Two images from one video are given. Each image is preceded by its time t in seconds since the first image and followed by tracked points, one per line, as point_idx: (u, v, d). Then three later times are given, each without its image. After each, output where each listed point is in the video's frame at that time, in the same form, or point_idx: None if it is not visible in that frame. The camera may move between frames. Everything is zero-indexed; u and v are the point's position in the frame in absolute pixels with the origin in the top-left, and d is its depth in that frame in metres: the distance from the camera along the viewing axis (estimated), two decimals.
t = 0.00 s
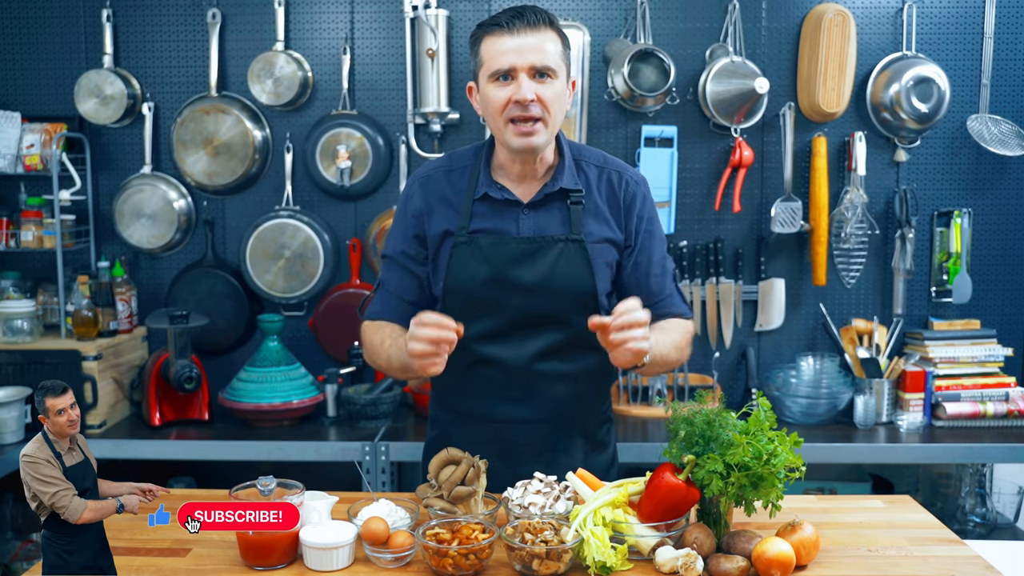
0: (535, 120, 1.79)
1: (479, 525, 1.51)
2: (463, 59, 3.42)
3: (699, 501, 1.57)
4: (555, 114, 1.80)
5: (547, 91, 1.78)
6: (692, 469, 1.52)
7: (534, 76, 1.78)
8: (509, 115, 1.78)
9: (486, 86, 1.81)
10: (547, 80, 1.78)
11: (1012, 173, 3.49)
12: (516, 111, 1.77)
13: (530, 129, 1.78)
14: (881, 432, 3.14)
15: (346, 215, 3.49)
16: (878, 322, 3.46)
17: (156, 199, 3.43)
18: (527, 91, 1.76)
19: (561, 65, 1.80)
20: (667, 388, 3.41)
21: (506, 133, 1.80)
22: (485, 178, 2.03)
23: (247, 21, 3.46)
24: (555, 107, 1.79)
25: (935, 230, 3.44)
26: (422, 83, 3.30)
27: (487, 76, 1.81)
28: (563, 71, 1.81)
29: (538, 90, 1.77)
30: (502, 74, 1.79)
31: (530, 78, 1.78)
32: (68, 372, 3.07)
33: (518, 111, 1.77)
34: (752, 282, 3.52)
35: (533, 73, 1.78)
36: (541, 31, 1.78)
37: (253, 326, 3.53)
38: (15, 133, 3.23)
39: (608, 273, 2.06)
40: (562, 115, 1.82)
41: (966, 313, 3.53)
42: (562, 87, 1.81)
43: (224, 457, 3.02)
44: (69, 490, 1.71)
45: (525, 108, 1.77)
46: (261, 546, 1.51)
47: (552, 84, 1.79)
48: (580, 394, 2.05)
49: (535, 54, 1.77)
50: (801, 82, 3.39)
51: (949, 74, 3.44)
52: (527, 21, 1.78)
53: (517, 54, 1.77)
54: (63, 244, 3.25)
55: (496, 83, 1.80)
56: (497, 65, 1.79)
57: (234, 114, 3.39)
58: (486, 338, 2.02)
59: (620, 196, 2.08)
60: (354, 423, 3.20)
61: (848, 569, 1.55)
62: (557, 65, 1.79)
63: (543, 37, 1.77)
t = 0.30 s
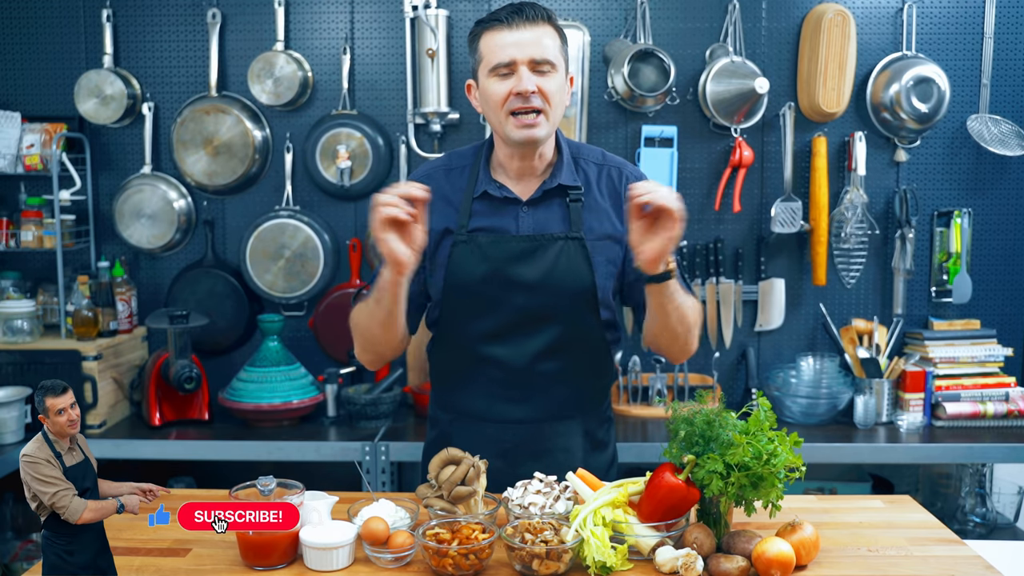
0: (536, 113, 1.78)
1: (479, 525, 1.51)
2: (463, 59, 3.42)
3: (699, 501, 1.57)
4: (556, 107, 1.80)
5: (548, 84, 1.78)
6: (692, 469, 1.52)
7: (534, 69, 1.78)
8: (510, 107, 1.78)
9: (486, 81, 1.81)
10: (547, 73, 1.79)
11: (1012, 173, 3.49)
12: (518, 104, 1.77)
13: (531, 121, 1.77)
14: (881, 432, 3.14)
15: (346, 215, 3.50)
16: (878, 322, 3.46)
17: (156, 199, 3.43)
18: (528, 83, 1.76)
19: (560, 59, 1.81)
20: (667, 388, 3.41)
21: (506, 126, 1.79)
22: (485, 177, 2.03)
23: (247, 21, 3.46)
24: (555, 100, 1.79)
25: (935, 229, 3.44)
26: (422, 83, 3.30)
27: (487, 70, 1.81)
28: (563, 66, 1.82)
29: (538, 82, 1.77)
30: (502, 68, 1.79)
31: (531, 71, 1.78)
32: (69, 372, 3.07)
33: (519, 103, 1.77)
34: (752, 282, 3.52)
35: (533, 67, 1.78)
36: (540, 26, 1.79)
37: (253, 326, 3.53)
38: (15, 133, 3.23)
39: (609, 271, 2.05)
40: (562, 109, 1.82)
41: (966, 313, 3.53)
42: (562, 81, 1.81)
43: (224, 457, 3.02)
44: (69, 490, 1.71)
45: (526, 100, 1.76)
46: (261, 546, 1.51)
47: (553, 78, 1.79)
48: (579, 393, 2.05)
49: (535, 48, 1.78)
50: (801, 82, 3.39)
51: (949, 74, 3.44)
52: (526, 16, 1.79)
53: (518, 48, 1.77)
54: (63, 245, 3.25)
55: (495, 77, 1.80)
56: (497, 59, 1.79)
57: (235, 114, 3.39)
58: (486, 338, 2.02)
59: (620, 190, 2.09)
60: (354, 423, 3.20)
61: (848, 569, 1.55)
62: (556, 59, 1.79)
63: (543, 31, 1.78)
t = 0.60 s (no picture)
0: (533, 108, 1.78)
1: (479, 525, 1.51)
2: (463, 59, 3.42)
3: (699, 501, 1.57)
4: (553, 102, 1.80)
5: (545, 80, 1.78)
6: (692, 469, 1.52)
7: (531, 65, 1.78)
8: (507, 103, 1.78)
9: (483, 77, 1.81)
10: (544, 69, 1.79)
11: (1012, 173, 3.49)
12: (514, 99, 1.77)
13: (527, 115, 1.77)
14: (881, 432, 3.14)
15: (346, 215, 3.50)
16: (878, 322, 3.46)
17: (156, 199, 3.43)
18: (525, 78, 1.76)
19: (557, 56, 1.81)
20: (667, 388, 3.41)
21: (504, 121, 1.79)
22: (485, 175, 2.03)
23: (247, 21, 3.46)
24: (553, 95, 1.79)
25: (935, 229, 3.44)
26: (422, 83, 3.30)
27: (484, 68, 1.81)
28: (560, 62, 1.82)
29: (535, 78, 1.77)
30: (499, 65, 1.79)
31: (527, 67, 1.78)
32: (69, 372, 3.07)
33: (516, 98, 1.77)
34: (752, 282, 3.52)
35: (530, 63, 1.78)
36: (536, 23, 1.79)
37: (253, 326, 3.53)
38: (15, 133, 3.23)
39: (610, 269, 2.05)
40: (560, 105, 1.82)
41: (966, 313, 3.53)
42: (559, 77, 1.81)
43: (224, 457, 3.02)
44: (69, 490, 1.71)
45: (522, 95, 1.76)
46: (261, 546, 1.51)
47: (550, 74, 1.79)
48: (580, 393, 2.05)
49: (532, 44, 1.78)
50: (801, 82, 3.39)
51: (949, 74, 3.44)
52: (523, 14, 1.80)
53: (515, 45, 1.78)
54: (63, 245, 3.25)
55: (492, 74, 1.80)
56: (494, 56, 1.79)
57: (234, 114, 3.39)
58: (487, 338, 2.02)
59: (620, 190, 2.08)
60: (354, 423, 3.20)
61: (848, 569, 1.55)
62: (553, 56, 1.79)
63: (539, 28, 1.78)
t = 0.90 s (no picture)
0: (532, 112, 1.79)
1: (479, 525, 1.51)
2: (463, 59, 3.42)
3: (699, 501, 1.57)
4: (550, 103, 1.80)
5: (539, 83, 1.78)
6: (692, 469, 1.52)
7: (523, 70, 1.78)
8: (506, 112, 1.78)
9: (478, 88, 1.81)
10: (536, 72, 1.79)
11: (1012, 173, 3.49)
12: (513, 107, 1.77)
13: (528, 121, 1.78)
14: (881, 432, 3.14)
15: (346, 215, 3.50)
16: (878, 322, 3.45)
17: (156, 199, 3.43)
18: (521, 85, 1.76)
19: (547, 56, 1.80)
20: (667, 388, 3.41)
21: (505, 129, 1.80)
22: (485, 175, 2.02)
23: (247, 21, 3.46)
24: (549, 97, 1.79)
25: (935, 229, 3.44)
26: (422, 83, 3.30)
27: (477, 79, 1.81)
28: (550, 61, 1.81)
29: (529, 83, 1.77)
30: (491, 75, 1.79)
31: (520, 73, 1.78)
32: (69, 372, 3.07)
33: (514, 106, 1.77)
34: (752, 282, 3.52)
35: (522, 68, 1.78)
36: (521, 26, 1.78)
37: (253, 326, 3.53)
38: (15, 133, 3.23)
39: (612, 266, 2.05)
40: (557, 105, 1.82)
41: (966, 313, 3.53)
42: (552, 77, 1.81)
43: (224, 457, 3.02)
44: (69, 490, 1.72)
45: (521, 103, 1.77)
46: (261, 546, 1.51)
47: (543, 75, 1.79)
48: (581, 393, 2.05)
49: (520, 48, 1.77)
50: (801, 82, 3.39)
51: (949, 74, 3.44)
52: (506, 19, 1.78)
53: (504, 52, 1.77)
54: (63, 245, 3.25)
55: (487, 84, 1.80)
56: (485, 66, 1.78)
57: (234, 114, 3.39)
58: (488, 338, 2.02)
59: (619, 188, 2.07)
60: (354, 423, 3.20)
61: (848, 569, 1.55)
62: (543, 57, 1.79)
63: (526, 31, 1.77)
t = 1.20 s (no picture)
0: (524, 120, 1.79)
1: (479, 525, 1.51)
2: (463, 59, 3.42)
3: (699, 501, 1.57)
4: (543, 111, 1.80)
5: (532, 90, 1.78)
6: (692, 469, 1.52)
7: (516, 78, 1.77)
8: (498, 119, 1.79)
9: (471, 94, 1.81)
10: (530, 79, 1.78)
11: (1012, 173, 3.49)
12: (504, 116, 1.78)
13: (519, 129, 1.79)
14: (881, 432, 3.14)
15: (346, 215, 3.50)
16: (878, 322, 3.45)
17: (156, 199, 3.43)
18: (511, 94, 1.76)
19: (542, 62, 1.79)
20: (667, 388, 3.41)
21: (496, 136, 1.81)
22: (488, 177, 2.02)
23: (247, 21, 3.46)
24: (542, 104, 1.79)
25: (935, 229, 3.44)
26: (422, 83, 3.30)
27: (470, 84, 1.81)
28: (546, 67, 1.80)
29: (522, 91, 1.77)
30: (485, 81, 1.78)
31: (513, 80, 1.77)
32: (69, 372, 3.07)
33: (505, 114, 1.78)
34: (752, 282, 3.52)
35: (514, 75, 1.77)
36: (516, 31, 1.77)
37: (253, 326, 3.53)
38: (15, 133, 3.23)
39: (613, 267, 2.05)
40: (551, 111, 1.82)
41: (966, 313, 3.53)
42: (547, 83, 1.81)
43: (224, 457, 3.02)
44: (69, 490, 1.71)
45: (512, 111, 1.77)
46: (260, 546, 1.51)
47: (537, 83, 1.78)
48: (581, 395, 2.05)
49: (514, 55, 1.77)
50: (801, 82, 3.39)
51: (949, 74, 3.44)
52: (501, 24, 1.78)
53: (497, 59, 1.76)
54: (63, 245, 3.25)
55: (480, 90, 1.80)
56: (478, 72, 1.78)
57: (234, 114, 3.40)
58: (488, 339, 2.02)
59: (617, 191, 2.07)
60: (354, 423, 3.20)
61: (848, 569, 1.55)
62: (538, 63, 1.78)
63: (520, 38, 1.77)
